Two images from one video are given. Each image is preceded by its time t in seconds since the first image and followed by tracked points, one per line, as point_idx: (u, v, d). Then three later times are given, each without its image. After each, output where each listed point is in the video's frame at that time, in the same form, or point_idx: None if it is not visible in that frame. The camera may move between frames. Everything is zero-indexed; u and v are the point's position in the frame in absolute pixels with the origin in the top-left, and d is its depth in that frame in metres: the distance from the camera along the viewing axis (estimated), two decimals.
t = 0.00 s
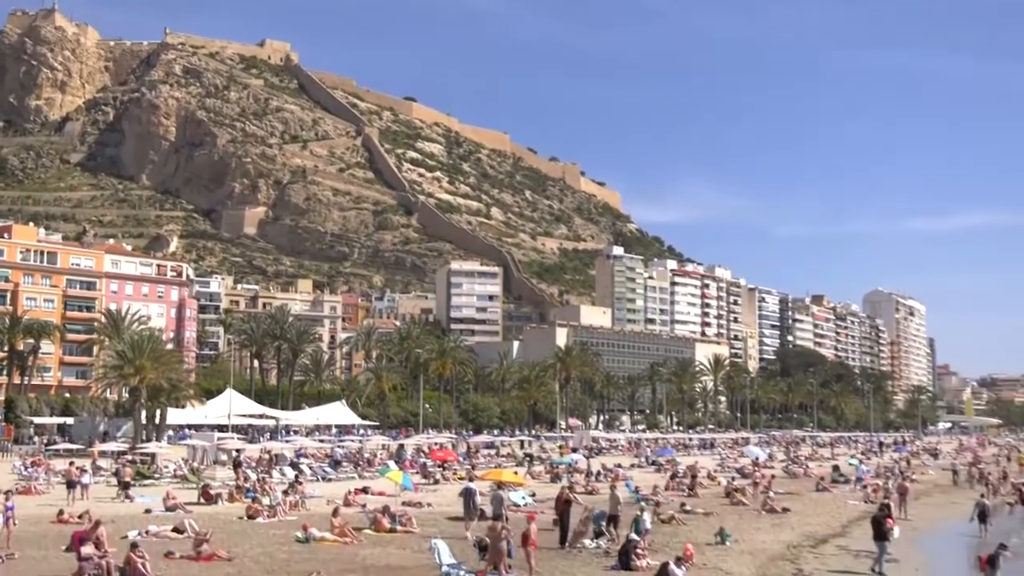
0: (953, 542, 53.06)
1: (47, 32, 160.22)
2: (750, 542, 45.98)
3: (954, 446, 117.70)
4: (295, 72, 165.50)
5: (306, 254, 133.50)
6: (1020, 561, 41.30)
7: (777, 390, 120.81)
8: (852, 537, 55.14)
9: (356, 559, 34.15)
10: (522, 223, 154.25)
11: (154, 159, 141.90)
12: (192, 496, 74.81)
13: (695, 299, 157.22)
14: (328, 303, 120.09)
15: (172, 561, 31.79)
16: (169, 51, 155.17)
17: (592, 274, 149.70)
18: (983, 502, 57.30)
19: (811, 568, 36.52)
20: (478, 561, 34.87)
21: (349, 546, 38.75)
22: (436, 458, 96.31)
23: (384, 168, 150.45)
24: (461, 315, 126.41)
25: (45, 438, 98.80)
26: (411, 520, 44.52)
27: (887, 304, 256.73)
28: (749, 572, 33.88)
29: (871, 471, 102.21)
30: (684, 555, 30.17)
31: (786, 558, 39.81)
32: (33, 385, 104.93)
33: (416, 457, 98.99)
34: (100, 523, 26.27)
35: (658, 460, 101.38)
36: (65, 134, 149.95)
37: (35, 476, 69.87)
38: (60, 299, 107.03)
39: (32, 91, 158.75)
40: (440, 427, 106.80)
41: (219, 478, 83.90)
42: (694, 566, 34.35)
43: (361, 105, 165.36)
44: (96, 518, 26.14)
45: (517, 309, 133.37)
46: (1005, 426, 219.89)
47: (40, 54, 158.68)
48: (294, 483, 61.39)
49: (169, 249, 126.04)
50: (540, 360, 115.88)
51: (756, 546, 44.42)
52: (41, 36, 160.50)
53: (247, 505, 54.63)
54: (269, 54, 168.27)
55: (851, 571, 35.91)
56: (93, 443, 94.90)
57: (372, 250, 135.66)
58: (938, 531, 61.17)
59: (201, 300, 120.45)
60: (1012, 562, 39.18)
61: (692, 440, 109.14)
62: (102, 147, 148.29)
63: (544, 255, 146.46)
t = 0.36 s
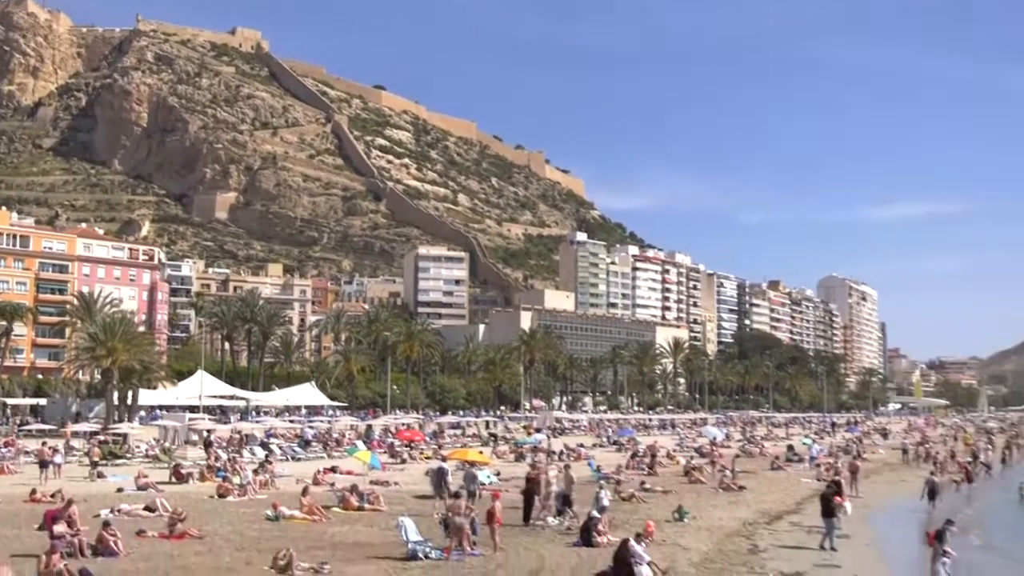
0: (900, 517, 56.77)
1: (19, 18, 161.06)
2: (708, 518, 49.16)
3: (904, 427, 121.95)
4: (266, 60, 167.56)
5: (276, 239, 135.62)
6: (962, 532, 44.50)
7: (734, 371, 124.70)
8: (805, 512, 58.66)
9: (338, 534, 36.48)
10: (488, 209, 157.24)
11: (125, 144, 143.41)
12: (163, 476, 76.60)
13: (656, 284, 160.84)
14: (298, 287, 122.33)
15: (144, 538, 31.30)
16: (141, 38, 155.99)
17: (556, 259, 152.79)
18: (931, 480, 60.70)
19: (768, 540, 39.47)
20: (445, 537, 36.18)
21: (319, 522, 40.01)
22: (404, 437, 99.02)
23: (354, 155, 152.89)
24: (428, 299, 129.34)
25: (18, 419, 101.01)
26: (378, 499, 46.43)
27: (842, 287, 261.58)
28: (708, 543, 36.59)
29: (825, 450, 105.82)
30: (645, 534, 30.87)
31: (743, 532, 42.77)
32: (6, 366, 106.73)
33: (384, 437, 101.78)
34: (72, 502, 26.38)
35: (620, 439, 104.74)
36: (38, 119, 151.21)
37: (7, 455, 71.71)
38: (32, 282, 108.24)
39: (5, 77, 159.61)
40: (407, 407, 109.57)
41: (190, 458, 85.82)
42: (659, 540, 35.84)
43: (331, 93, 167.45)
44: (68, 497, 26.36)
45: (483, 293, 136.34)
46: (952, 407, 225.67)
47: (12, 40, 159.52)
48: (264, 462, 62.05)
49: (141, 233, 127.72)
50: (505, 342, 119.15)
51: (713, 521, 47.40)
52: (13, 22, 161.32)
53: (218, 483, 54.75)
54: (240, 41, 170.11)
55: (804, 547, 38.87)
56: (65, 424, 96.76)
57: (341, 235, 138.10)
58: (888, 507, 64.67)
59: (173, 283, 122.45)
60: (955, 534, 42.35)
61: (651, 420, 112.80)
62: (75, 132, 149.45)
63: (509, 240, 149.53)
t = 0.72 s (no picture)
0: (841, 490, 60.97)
1: None
2: (657, 493, 52.50)
3: (845, 403, 126.60)
4: (228, 43, 169.46)
5: (238, 219, 137.64)
6: (895, 505, 48.08)
7: (684, 350, 128.71)
8: (750, 488, 62.35)
9: (307, 505, 39.00)
10: (446, 191, 160.28)
11: (87, 124, 143.95)
12: (126, 451, 78.13)
13: (609, 265, 164.35)
14: (258, 267, 123.85)
15: (107, 514, 31.52)
16: (102, 19, 156.09)
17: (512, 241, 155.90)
18: (870, 455, 64.54)
19: (715, 515, 42.56)
20: (402, 511, 38.11)
21: (278, 497, 41.74)
22: (362, 414, 101.68)
23: (314, 137, 155.04)
24: (386, 279, 131.58)
25: None
26: (337, 474, 47.66)
27: (788, 269, 267.39)
28: (657, 515, 39.67)
29: (770, 426, 109.86)
30: (597, 506, 33.14)
31: (691, 507, 45.99)
32: None
33: (343, 414, 104.54)
34: (33, 478, 26.72)
35: (573, 416, 108.08)
36: None
37: None
38: None
39: None
40: (366, 385, 112.26)
41: (152, 435, 87.25)
42: (612, 514, 38.37)
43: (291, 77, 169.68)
44: (31, 474, 26.67)
45: (440, 274, 139.28)
46: (893, 385, 232.07)
47: None
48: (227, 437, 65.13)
49: (102, 213, 128.52)
50: (462, 322, 121.92)
51: (662, 497, 50.51)
52: None
53: (181, 459, 56.39)
54: (201, 24, 172.12)
55: (749, 519, 41.34)
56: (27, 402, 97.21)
57: (301, 216, 140.80)
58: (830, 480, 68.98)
59: (135, 263, 123.56)
60: (891, 507, 45.71)
61: (603, 396, 116.45)
62: (36, 113, 149.85)
63: (466, 222, 152.55)
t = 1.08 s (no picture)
0: (788, 472, 65.07)
1: None
2: (610, 475, 55.75)
3: (790, 388, 131.27)
4: (190, 34, 171.92)
5: (200, 207, 139.46)
6: (837, 486, 51.36)
7: (635, 336, 132.79)
8: (699, 469, 66.12)
9: (269, 486, 39.51)
10: (405, 180, 164.67)
11: (49, 112, 145.07)
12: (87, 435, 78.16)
13: (563, 254, 167.80)
14: (220, 254, 126.12)
15: (68, 496, 31.40)
16: (64, 8, 156.36)
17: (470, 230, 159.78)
18: (813, 437, 68.06)
19: (663, 495, 46.12)
20: (360, 491, 38.67)
21: (240, 480, 41.75)
22: (323, 399, 104.14)
23: (275, 127, 158.13)
24: (346, 267, 133.92)
25: None
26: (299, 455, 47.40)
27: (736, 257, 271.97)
28: (610, 496, 42.43)
29: (718, 410, 113.76)
30: (551, 489, 34.16)
31: (643, 488, 49.22)
32: None
33: (305, 398, 107.29)
34: None
35: (528, 401, 111.26)
36: None
37: None
38: None
39: None
40: (326, 370, 114.60)
41: (114, 419, 88.86)
42: (566, 493, 41.25)
43: (253, 67, 172.70)
44: None
45: (399, 262, 142.23)
46: (835, 370, 238.13)
47: None
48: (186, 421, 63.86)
49: (64, 200, 129.54)
50: (421, 309, 124.86)
51: (613, 477, 54.18)
52: None
53: (144, 443, 56.84)
54: (163, 15, 173.90)
55: (695, 501, 44.57)
56: None
57: (262, 205, 142.20)
58: (776, 462, 73.18)
59: (97, 250, 124.51)
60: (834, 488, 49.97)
61: (555, 380, 120.01)
62: None
63: (425, 211, 156.19)
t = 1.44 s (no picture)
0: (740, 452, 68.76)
1: None
2: (570, 456, 58.98)
3: (742, 371, 136.06)
4: (157, 23, 174.42)
5: (167, 194, 141.15)
6: (788, 467, 54.72)
7: (594, 321, 136.76)
8: (655, 450, 69.83)
9: (232, 465, 40.52)
10: (369, 169, 169.56)
11: (15, 100, 146.24)
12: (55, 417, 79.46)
13: (524, 243, 171.01)
14: (187, 241, 128.18)
15: (37, 479, 31.78)
16: None
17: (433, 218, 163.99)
18: (765, 419, 71.25)
19: (621, 475, 49.23)
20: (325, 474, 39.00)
21: (208, 462, 41.57)
22: (289, 383, 106.39)
23: (241, 116, 160.88)
24: (312, 254, 136.32)
25: None
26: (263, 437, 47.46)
27: (691, 246, 276.68)
28: (567, 477, 45.39)
29: (674, 393, 117.64)
30: (513, 469, 35.30)
31: (599, 469, 52.34)
32: None
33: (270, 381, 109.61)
34: None
35: (490, 383, 114.59)
36: None
37: None
38: None
39: None
40: (293, 353, 116.78)
41: (81, 403, 90.69)
42: (527, 475, 43.97)
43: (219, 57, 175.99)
44: None
45: (364, 249, 144.92)
46: (786, 355, 243.92)
47: None
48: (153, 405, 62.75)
49: (31, 186, 131.31)
50: (385, 295, 128.16)
51: (572, 458, 57.35)
52: None
53: (109, 427, 53.59)
54: (130, 3, 175.14)
55: (650, 481, 47.83)
56: None
57: (229, 192, 144.71)
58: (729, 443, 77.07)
59: (64, 236, 126.09)
60: (789, 469, 54.06)
61: (516, 363, 123.56)
62: None
63: (389, 199, 160.79)
